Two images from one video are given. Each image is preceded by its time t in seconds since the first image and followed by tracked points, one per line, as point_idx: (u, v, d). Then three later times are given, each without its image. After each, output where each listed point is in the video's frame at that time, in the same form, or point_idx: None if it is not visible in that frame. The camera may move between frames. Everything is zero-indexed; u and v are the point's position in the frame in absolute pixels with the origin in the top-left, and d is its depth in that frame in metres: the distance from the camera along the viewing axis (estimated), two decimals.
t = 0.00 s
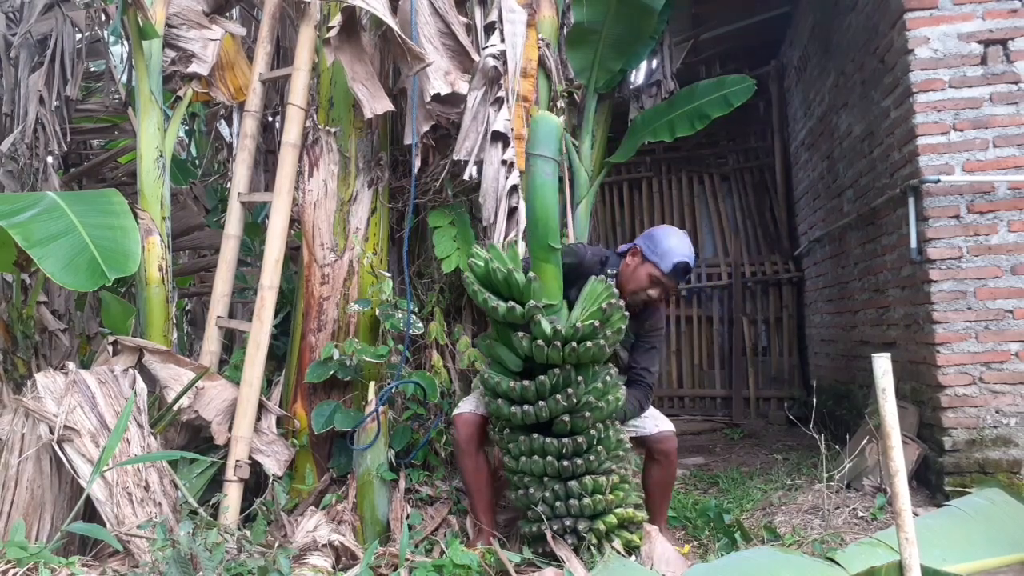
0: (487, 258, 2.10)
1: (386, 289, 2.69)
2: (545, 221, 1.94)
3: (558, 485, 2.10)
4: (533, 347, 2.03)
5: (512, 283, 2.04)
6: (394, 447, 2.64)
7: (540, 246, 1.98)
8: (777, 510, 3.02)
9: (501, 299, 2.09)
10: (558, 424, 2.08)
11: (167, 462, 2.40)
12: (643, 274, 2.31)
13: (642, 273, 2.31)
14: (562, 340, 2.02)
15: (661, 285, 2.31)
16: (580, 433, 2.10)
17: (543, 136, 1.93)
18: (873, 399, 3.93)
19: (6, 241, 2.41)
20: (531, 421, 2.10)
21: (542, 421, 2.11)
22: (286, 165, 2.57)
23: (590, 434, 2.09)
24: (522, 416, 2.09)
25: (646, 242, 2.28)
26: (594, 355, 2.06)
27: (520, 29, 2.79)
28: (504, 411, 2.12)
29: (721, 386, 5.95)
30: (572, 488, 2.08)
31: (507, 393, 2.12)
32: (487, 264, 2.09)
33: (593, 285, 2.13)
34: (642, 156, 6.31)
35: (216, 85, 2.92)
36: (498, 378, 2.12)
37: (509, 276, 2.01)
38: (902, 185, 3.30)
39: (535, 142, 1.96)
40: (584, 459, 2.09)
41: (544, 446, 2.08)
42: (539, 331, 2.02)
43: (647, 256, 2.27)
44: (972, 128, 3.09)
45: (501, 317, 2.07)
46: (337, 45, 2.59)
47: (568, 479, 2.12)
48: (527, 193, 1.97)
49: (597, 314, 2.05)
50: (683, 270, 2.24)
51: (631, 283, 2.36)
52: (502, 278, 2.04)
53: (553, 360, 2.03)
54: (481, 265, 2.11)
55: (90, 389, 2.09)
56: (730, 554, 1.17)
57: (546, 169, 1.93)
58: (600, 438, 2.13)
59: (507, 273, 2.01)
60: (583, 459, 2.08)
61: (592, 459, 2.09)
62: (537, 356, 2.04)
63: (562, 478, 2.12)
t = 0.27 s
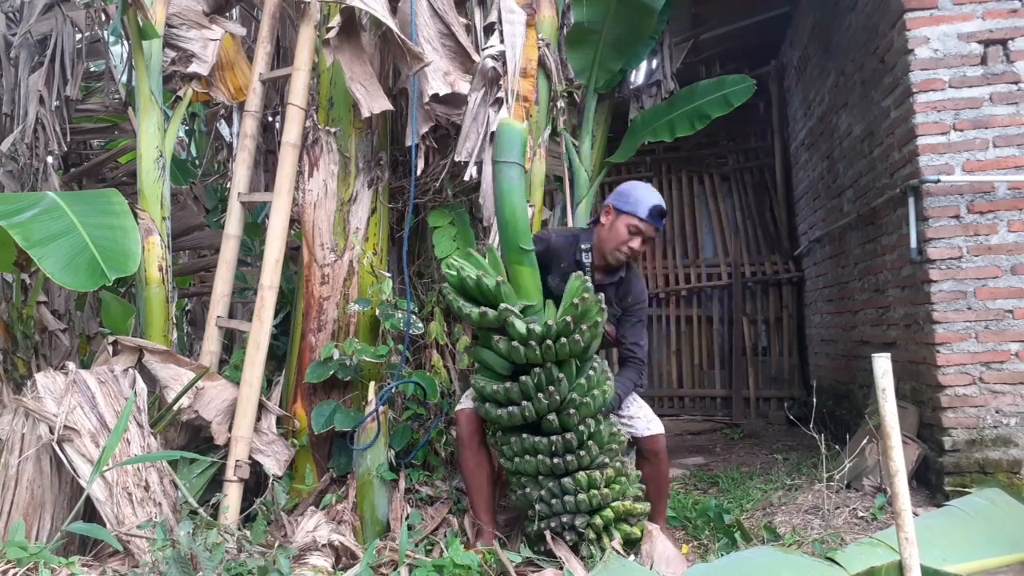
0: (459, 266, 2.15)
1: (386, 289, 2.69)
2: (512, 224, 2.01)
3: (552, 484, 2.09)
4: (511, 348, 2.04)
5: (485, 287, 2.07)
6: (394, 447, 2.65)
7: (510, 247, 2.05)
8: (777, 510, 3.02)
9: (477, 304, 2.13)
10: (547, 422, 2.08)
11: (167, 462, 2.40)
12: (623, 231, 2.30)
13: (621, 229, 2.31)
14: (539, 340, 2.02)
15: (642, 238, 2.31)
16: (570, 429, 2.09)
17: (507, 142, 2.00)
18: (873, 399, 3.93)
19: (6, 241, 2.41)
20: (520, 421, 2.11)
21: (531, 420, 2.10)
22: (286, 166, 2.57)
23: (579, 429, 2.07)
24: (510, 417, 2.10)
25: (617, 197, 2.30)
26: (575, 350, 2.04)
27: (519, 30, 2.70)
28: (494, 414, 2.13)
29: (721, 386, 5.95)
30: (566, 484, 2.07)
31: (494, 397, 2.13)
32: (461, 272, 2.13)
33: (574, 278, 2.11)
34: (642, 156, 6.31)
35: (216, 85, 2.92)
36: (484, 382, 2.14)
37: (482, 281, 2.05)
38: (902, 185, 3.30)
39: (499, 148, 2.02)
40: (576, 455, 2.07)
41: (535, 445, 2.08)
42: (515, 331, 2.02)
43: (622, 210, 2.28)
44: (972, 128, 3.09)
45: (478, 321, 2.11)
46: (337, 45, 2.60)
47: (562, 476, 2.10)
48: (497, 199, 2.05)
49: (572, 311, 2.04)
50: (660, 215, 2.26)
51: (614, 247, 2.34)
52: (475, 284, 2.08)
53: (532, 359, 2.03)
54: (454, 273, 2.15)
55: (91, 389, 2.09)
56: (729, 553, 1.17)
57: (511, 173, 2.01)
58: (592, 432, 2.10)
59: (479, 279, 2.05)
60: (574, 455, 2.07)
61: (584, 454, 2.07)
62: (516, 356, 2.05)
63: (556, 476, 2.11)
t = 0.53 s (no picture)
0: (420, 292, 2.19)
1: (386, 289, 2.70)
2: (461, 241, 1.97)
3: (568, 468, 2.14)
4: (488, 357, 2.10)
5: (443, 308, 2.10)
6: (394, 447, 2.64)
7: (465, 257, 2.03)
8: (777, 510, 3.02)
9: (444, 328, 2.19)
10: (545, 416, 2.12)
11: (167, 462, 2.40)
12: (585, 215, 2.24)
13: (583, 215, 2.24)
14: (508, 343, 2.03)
15: (608, 218, 2.24)
16: (569, 416, 2.08)
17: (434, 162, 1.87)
18: (873, 399, 3.93)
19: (6, 241, 2.41)
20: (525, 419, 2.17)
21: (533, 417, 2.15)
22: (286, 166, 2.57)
23: (577, 412, 2.06)
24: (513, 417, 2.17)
25: (576, 180, 2.24)
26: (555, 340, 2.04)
27: (520, 24, 2.84)
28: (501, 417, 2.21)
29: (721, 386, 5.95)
30: (580, 469, 2.10)
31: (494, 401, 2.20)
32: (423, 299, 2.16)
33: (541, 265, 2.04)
34: (642, 156, 6.32)
35: (216, 85, 2.92)
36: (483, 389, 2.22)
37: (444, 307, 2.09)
38: (902, 185, 3.30)
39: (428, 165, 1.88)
40: (582, 438, 2.08)
41: (542, 440, 2.15)
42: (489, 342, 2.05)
43: (581, 193, 2.22)
44: (972, 128, 3.09)
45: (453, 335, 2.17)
46: (338, 45, 2.59)
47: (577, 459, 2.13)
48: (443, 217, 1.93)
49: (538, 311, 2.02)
50: (621, 194, 2.18)
51: (581, 229, 2.28)
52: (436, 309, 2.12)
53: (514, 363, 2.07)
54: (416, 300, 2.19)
55: (90, 389, 2.09)
56: (730, 554, 1.17)
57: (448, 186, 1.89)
58: (592, 413, 2.07)
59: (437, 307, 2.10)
60: (579, 440, 2.08)
61: (590, 436, 2.06)
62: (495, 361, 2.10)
63: (570, 461, 2.14)
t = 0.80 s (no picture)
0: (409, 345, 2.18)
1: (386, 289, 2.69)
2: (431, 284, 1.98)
3: (602, 457, 2.25)
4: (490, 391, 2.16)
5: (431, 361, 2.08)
6: (395, 447, 2.64)
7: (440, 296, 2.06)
8: (777, 510, 3.02)
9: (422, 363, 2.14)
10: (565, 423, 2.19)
11: (167, 462, 2.40)
12: (556, 221, 2.21)
13: (554, 221, 2.22)
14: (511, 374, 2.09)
15: (578, 220, 2.20)
16: (587, 417, 2.15)
17: (380, 218, 1.78)
18: (873, 399, 3.93)
19: (6, 241, 2.41)
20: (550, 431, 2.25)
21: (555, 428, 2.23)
22: (285, 166, 2.57)
23: (594, 413, 2.13)
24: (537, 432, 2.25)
25: (543, 186, 2.20)
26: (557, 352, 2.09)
27: (516, 34, 2.82)
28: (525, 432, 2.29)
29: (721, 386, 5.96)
30: (615, 457, 2.22)
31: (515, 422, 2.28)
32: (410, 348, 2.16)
33: (514, 280, 2.15)
34: (642, 156, 6.32)
35: (216, 85, 2.92)
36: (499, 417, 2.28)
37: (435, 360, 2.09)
38: (902, 185, 3.30)
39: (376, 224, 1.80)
40: (607, 433, 2.16)
41: (571, 442, 2.25)
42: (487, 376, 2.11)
43: (546, 198, 2.19)
44: (972, 128, 3.09)
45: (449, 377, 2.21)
46: (338, 45, 2.60)
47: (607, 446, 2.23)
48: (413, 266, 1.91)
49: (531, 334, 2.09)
50: (587, 199, 2.13)
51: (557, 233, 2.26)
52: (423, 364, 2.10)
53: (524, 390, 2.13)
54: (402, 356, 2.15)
55: (90, 389, 2.09)
56: (730, 554, 1.17)
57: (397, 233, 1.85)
58: (609, 406, 2.14)
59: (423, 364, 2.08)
60: (604, 436, 2.17)
61: (613, 429, 2.14)
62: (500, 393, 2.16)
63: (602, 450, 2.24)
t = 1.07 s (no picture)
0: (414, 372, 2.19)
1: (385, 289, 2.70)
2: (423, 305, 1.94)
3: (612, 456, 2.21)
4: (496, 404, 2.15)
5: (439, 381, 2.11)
6: (395, 447, 2.64)
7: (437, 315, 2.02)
8: (777, 510, 3.02)
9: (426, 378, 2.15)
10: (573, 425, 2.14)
11: (167, 462, 2.40)
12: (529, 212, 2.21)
13: (526, 212, 2.22)
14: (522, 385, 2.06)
15: (551, 207, 2.19)
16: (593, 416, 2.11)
17: (368, 247, 1.76)
18: (873, 399, 3.93)
19: (6, 241, 2.41)
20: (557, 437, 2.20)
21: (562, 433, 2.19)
22: (285, 166, 2.57)
23: (600, 412, 2.08)
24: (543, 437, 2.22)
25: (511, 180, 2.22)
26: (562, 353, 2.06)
27: (513, 35, 2.79)
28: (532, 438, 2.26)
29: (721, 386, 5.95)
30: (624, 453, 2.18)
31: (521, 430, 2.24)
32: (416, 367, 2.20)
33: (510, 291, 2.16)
34: (642, 156, 6.32)
35: (216, 85, 2.91)
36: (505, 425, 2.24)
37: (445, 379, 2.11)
38: (902, 185, 3.30)
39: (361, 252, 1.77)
40: (616, 431, 2.11)
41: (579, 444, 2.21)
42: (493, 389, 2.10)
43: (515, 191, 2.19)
44: (972, 128, 3.09)
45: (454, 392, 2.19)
46: (336, 46, 2.60)
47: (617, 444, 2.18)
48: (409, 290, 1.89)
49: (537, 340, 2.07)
50: (552, 181, 2.13)
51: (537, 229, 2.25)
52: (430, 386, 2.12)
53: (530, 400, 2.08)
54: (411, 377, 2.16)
55: (90, 389, 2.09)
56: (729, 554, 1.17)
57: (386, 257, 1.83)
58: (615, 403, 2.10)
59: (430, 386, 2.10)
60: (612, 435, 2.12)
61: (622, 427, 2.10)
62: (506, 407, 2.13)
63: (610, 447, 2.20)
